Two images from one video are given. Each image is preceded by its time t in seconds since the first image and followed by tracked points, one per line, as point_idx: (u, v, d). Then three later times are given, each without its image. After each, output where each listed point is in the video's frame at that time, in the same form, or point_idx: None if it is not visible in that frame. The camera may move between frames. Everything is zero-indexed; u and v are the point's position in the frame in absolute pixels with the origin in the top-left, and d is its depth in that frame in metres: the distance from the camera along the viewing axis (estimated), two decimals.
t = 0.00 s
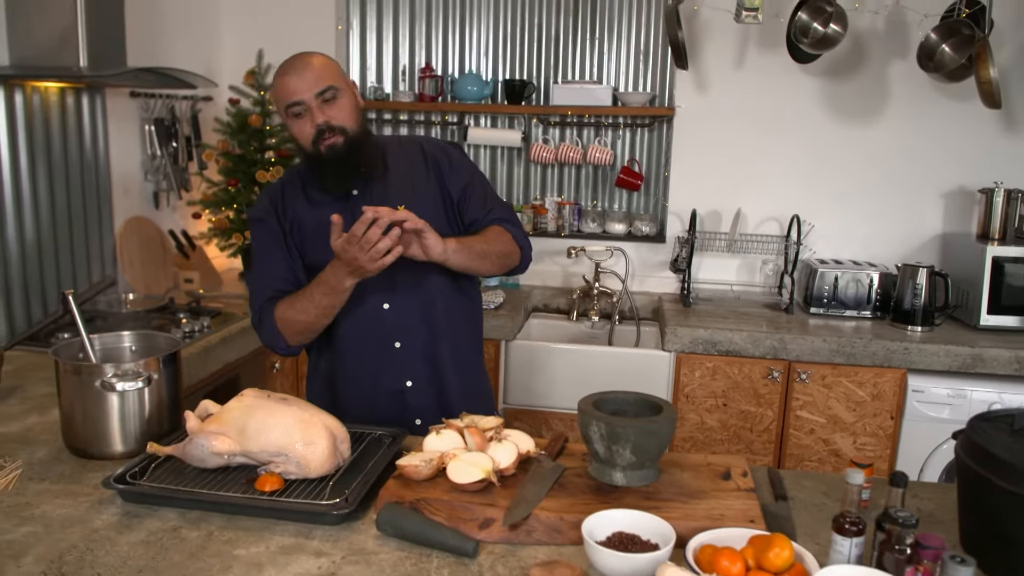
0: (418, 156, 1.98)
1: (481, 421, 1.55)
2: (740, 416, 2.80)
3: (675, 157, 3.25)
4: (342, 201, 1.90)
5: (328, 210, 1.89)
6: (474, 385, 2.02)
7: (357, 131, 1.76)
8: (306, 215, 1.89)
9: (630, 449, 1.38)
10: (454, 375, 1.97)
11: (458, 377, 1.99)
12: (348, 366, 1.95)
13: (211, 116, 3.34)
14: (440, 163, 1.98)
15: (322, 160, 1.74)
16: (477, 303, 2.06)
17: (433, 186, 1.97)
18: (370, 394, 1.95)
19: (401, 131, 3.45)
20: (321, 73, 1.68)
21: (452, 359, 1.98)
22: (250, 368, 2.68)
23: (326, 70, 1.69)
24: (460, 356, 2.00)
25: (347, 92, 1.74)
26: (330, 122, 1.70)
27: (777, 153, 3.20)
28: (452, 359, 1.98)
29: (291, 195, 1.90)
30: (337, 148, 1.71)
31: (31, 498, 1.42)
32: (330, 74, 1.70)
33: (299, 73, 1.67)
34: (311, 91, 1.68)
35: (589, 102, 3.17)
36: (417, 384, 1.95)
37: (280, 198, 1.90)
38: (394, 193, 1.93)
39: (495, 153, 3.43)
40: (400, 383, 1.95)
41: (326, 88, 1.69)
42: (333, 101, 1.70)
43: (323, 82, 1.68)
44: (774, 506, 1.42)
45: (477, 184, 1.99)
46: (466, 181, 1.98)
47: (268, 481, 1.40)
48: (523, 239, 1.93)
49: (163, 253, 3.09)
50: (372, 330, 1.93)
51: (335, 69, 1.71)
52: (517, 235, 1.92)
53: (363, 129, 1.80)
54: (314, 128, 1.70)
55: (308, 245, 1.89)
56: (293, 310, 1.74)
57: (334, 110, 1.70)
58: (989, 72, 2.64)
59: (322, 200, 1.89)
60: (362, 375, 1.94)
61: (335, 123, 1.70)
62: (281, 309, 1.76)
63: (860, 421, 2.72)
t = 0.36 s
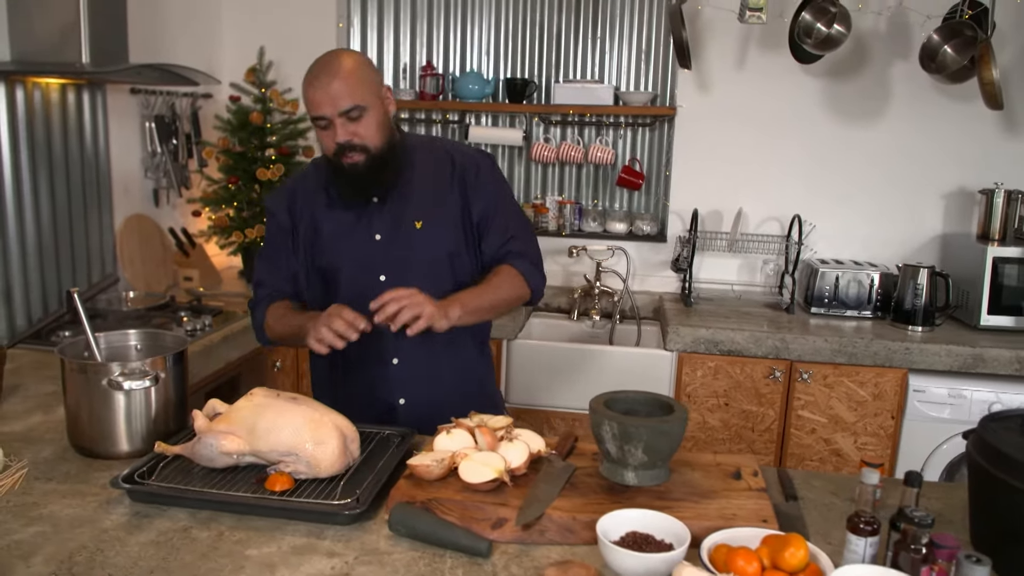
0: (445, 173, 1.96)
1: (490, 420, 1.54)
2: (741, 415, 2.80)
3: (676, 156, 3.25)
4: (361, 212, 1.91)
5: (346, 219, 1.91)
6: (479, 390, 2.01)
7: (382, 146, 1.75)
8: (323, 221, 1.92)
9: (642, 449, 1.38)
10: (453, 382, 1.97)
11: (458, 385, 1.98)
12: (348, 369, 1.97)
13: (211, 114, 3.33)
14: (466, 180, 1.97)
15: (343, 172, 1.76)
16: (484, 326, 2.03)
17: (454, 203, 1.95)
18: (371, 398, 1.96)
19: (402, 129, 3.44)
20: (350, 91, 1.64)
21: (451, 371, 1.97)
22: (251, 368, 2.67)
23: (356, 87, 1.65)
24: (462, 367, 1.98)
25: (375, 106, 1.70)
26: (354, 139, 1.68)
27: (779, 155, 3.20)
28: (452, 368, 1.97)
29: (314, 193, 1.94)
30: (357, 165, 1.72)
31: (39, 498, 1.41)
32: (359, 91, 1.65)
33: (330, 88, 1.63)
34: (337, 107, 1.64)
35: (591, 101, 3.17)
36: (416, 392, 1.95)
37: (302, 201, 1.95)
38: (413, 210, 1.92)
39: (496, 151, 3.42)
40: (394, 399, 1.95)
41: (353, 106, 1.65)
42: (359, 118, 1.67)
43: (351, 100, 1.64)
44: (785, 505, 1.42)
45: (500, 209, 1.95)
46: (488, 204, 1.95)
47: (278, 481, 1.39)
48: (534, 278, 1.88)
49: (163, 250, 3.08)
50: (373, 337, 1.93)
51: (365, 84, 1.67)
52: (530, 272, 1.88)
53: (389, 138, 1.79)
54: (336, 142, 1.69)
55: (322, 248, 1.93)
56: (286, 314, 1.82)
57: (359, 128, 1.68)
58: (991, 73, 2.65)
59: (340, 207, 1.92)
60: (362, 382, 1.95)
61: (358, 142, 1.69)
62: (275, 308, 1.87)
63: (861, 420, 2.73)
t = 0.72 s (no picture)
0: (467, 200, 1.95)
1: (490, 417, 1.54)
2: (738, 411, 2.81)
3: (672, 153, 3.25)
4: (380, 218, 1.93)
5: (364, 219, 1.94)
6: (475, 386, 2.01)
7: (424, 170, 1.75)
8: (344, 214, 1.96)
9: (643, 445, 1.38)
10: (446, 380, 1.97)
11: (452, 384, 1.98)
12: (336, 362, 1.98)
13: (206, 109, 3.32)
14: (484, 212, 1.95)
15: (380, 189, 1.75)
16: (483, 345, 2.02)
17: (466, 231, 1.95)
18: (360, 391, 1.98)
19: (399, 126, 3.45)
20: (412, 114, 1.64)
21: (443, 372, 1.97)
22: (248, 364, 2.66)
23: (419, 111, 1.65)
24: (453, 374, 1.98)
25: (431, 131, 1.71)
26: (401, 161, 1.68)
27: (776, 152, 3.21)
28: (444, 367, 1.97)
29: (342, 185, 1.98)
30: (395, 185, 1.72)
31: (37, 495, 1.40)
32: (421, 116, 1.65)
33: (395, 104, 1.62)
34: (395, 128, 1.64)
35: (588, 97, 3.17)
36: (405, 390, 1.97)
37: (330, 187, 1.98)
38: (425, 230, 1.93)
39: (492, 147, 3.42)
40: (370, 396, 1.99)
41: (412, 130, 1.65)
42: (413, 142, 1.67)
43: (411, 124, 1.64)
44: (785, 501, 1.43)
45: (502, 254, 1.92)
46: (496, 242, 1.93)
47: (278, 478, 1.39)
48: (503, 328, 1.77)
49: (158, 246, 3.09)
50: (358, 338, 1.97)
51: (426, 109, 1.67)
52: (503, 325, 1.78)
53: (433, 163, 1.79)
54: (384, 159, 1.68)
55: (333, 242, 1.97)
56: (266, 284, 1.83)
57: (409, 151, 1.68)
58: (989, 71, 2.66)
59: (363, 206, 1.95)
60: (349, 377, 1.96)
61: (405, 164, 1.69)
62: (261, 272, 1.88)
63: (857, 417, 2.74)
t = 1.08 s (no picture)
0: (482, 205, 1.95)
1: (485, 408, 1.54)
2: (733, 405, 2.81)
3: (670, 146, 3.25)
4: (393, 215, 1.92)
5: (375, 214, 1.93)
6: (474, 378, 2.00)
7: (444, 169, 1.76)
8: (354, 206, 1.95)
9: (637, 438, 1.38)
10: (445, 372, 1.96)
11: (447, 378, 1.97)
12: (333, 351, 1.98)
13: (203, 97, 3.30)
14: (498, 220, 1.94)
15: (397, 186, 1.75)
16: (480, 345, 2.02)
17: (478, 236, 1.94)
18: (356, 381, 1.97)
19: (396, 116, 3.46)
20: (442, 118, 1.64)
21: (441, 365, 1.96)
22: (245, 354, 2.66)
23: (450, 116, 1.65)
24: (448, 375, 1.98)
25: (458, 135, 1.71)
26: (423, 160, 1.69)
27: (775, 146, 3.21)
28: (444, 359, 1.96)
29: (357, 177, 1.97)
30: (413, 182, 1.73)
31: (31, 482, 1.40)
32: (451, 120, 1.65)
33: (424, 105, 1.61)
34: (424, 130, 1.64)
35: (586, 89, 3.16)
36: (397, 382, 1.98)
37: (344, 178, 1.98)
38: (437, 231, 1.92)
39: (490, 139, 3.41)
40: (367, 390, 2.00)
41: (440, 133, 1.65)
42: (438, 143, 1.68)
43: (440, 127, 1.64)
44: (779, 495, 1.43)
45: (512, 264, 1.91)
46: (507, 251, 1.92)
47: (272, 467, 1.39)
48: (513, 339, 1.78)
49: (154, 236, 3.07)
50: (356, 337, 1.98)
51: (457, 114, 1.67)
52: (512, 335, 1.78)
53: (454, 163, 1.79)
54: (407, 156, 1.69)
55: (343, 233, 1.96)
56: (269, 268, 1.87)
57: (433, 151, 1.69)
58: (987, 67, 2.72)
59: (374, 201, 1.94)
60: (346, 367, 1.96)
61: (426, 164, 1.70)
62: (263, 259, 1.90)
63: (852, 411, 2.74)
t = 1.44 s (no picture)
0: (484, 182, 1.95)
1: (486, 404, 1.54)
2: (736, 400, 2.81)
3: (672, 141, 3.24)
4: (395, 196, 1.93)
5: (379, 197, 1.94)
6: (480, 370, 2.01)
7: (452, 139, 1.80)
8: (356, 193, 1.96)
9: (638, 433, 1.38)
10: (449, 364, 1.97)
11: (452, 374, 1.98)
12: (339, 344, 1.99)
13: (206, 96, 3.31)
14: (501, 196, 1.94)
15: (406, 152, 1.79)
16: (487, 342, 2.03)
17: (481, 214, 1.94)
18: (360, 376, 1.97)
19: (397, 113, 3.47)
20: (455, 77, 1.71)
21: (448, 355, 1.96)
22: (248, 352, 2.67)
23: (462, 76, 1.73)
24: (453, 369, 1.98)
25: (466, 101, 1.78)
26: (433, 121, 1.73)
27: (779, 138, 3.20)
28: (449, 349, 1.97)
29: (358, 163, 1.98)
30: (423, 146, 1.75)
31: (34, 480, 1.41)
32: (462, 81, 1.73)
33: (439, 63, 1.69)
34: (437, 87, 1.71)
35: (587, 85, 3.16)
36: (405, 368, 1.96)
37: (344, 167, 1.99)
38: (440, 209, 1.93)
39: (492, 136, 3.41)
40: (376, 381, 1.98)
41: (452, 92, 1.72)
42: (450, 104, 1.74)
43: (453, 86, 1.71)
44: (780, 490, 1.43)
45: (519, 240, 1.91)
46: (512, 226, 1.92)
47: (274, 464, 1.39)
48: (525, 314, 1.78)
49: (158, 236, 3.07)
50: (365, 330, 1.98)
51: (468, 77, 1.75)
52: (524, 309, 1.78)
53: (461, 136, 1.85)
54: (418, 116, 1.73)
55: (346, 218, 1.96)
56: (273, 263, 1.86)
57: (443, 113, 1.74)
58: (990, 58, 2.68)
59: (377, 185, 1.95)
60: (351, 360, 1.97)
61: (437, 126, 1.74)
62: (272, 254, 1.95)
63: (855, 405, 2.74)
